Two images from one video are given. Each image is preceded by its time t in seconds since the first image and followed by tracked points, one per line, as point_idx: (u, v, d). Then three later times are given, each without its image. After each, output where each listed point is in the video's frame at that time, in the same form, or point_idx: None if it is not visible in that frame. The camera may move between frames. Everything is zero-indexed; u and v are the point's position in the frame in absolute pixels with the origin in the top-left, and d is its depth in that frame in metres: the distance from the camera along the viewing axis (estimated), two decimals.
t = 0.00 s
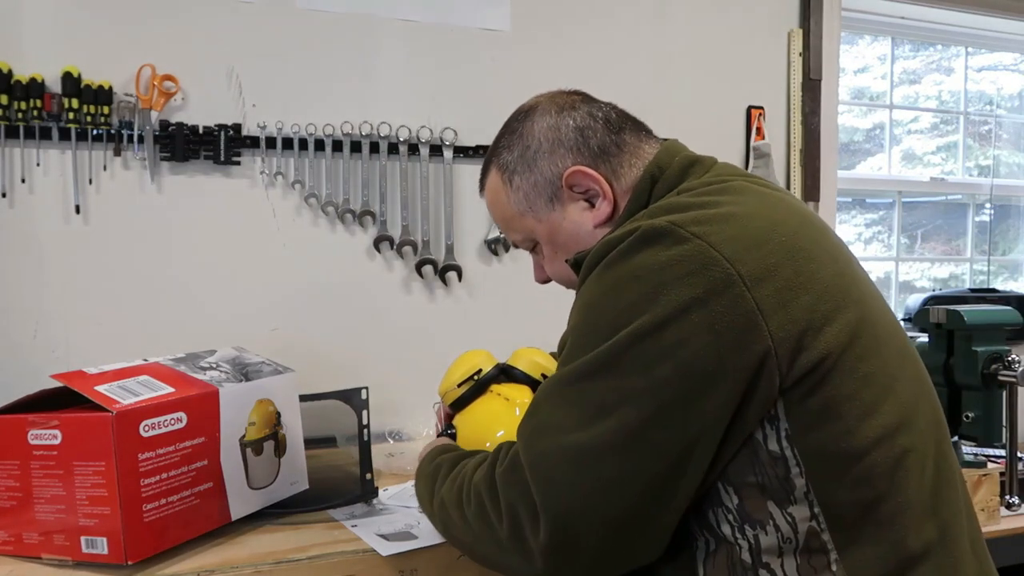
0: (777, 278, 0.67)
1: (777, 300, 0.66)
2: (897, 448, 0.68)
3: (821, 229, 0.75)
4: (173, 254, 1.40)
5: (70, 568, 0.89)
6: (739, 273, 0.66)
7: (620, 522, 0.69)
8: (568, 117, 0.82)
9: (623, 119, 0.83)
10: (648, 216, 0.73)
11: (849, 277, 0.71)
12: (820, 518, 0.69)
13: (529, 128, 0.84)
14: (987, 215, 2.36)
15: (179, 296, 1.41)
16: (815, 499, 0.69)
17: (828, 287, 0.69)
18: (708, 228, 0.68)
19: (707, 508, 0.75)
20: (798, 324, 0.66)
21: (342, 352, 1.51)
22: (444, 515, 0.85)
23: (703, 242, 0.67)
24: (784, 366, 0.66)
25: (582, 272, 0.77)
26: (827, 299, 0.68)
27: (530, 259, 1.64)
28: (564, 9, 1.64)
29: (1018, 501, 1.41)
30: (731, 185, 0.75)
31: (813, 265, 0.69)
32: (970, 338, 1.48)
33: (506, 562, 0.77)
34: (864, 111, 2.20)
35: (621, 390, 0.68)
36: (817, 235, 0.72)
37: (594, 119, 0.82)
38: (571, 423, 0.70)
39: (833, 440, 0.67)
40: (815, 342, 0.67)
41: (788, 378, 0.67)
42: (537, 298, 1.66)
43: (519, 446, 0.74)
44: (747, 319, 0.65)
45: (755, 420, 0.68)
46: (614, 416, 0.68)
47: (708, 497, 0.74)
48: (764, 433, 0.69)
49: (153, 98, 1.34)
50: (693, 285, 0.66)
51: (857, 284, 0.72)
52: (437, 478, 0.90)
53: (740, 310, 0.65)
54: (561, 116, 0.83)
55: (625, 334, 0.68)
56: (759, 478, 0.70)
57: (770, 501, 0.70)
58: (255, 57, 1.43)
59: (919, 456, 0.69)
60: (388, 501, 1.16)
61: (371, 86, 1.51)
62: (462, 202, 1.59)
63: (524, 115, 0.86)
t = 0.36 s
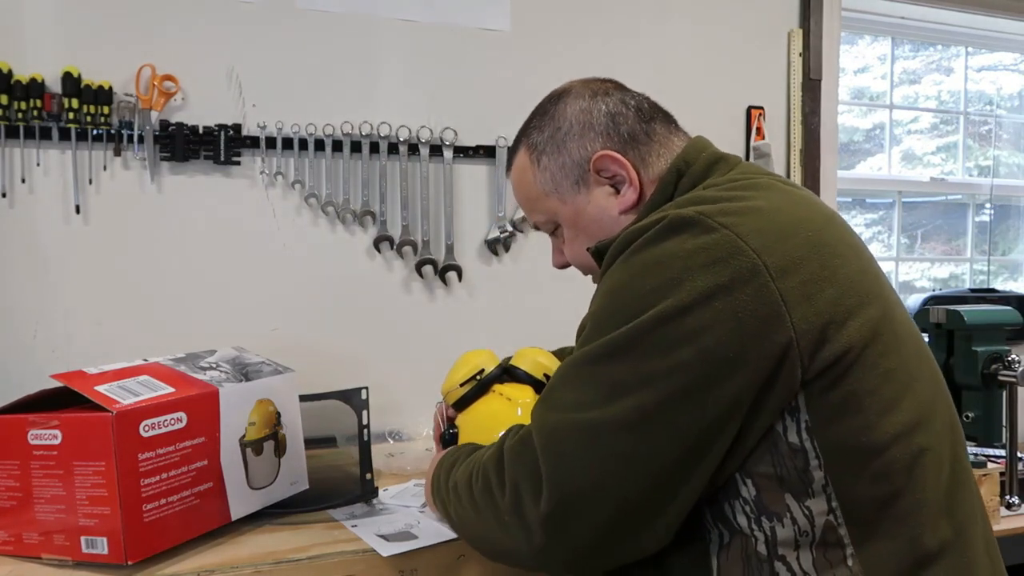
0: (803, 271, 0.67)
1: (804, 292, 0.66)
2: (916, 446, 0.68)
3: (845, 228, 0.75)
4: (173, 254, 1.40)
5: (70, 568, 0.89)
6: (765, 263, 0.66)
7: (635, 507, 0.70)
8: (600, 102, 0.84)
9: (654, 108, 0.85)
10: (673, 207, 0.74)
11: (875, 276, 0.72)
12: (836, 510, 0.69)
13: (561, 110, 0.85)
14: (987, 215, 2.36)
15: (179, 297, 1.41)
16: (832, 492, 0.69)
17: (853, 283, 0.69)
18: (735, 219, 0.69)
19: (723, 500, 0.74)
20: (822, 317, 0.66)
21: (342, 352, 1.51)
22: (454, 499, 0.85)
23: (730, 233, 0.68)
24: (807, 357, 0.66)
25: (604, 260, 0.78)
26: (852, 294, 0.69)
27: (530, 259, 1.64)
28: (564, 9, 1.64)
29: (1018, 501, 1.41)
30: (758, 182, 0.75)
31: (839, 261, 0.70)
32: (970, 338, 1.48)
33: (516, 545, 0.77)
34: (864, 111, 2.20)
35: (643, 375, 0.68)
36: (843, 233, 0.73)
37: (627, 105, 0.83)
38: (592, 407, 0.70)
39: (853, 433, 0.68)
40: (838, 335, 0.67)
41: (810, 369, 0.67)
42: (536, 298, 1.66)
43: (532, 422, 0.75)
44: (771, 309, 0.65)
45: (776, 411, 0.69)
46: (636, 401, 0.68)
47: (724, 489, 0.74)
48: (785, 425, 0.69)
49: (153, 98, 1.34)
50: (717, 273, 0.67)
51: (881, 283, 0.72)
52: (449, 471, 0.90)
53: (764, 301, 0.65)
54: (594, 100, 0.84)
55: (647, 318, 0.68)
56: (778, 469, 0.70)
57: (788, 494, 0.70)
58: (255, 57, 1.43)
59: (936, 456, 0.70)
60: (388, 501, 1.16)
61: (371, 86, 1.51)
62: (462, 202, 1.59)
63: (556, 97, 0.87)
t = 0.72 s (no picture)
0: (796, 276, 0.67)
1: (797, 298, 0.66)
2: (917, 445, 0.68)
3: (835, 234, 0.76)
4: (173, 253, 1.40)
5: (70, 568, 0.89)
6: (757, 271, 0.66)
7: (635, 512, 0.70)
8: (584, 127, 0.84)
9: (637, 129, 0.85)
10: (667, 219, 0.74)
11: (866, 282, 0.72)
12: (844, 513, 0.69)
13: (544, 138, 0.85)
14: (987, 215, 2.36)
15: (179, 296, 1.41)
16: (838, 495, 0.69)
17: (845, 288, 0.69)
18: (727, 230, 0.69)
19: (729, 506, 0.74)
20: (816, 322, 0.66)
21: (342, 353, 1.51)
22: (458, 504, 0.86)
23: (721, 242, 0.68)
24: (802, 362, 0.66)
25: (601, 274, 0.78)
26: (845, 299, 0.69)
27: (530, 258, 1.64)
28: (564, 9, 1.64)
29: (1018, 501, 1.41)
30: (749, 193, 0.76)
31: (830, 267, 0.70)
32: (970, 338, 1.48)
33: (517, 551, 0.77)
34: (864, 111, 2.20)
35: (639, 383, 0.68)
36: (833, 242, 0.73)
37: (611, 129, 0.84)
38: (589, 416, 0.71)
39: (854, 436, 0.68)
40: (833, 339, 0.67)
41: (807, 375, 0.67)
42: (536, 298, 1.66)
43: (530, 431, 0.75)
44: (765, 316, 0.65)
45: (776, 419, 0.68)
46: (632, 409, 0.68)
47: (729, 495, 0.74)
48: (785, 431, 0.69)
49: (153, 98, 1.35)
50: (710, 281, 0.67)
51: (872, 290, 0.73)
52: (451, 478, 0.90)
53: (758, 307, 0.66)
54: (577, 126, 0.84)
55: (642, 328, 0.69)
56: (781, 475, 0.70)
57: (794, 498, 0.71)
58: (255, 57, 1.43)
59: (937, 455, 0.69)
60: (388, 501, 1.16)
61: (371, 86, 1.51)
62: (462, 202, 1.59)
63: (538, 125, 0.87)
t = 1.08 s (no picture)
0: (790, 269, 0.67)
1: (790, 288, 0.67)
2: (910, 439, 0.68)
3: (834, 233, 0.76)
4: (173, 253, 1.40)
5: (70, 568, 0.89)
6: (753, 264, 0.67)
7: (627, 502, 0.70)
8: (589, 124, 0.84)
9: (642, 128, 0.86)
10: (665, 214, 0.75)
11: (863, 277, 0.72)
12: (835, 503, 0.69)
13: (550, 134, 0.85)
14: (987, 215, 2.36)
15: (180, 296, 1.41)
16: (827, 483, 0.69)
17: (840, 283, 0.69)
18: (724, 223, 0.69)
19: (721, 496, 0.74)
20: (810, 313, 0.66)
21: (342, 353, 1.51)
22: (455, 495, 0.86)
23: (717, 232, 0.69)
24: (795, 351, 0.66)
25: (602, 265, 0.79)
26: (841, 293, 0.69)
27: (530, 259, 1.64)
28: (565, 9, 1.64)
29: (1018, 501, 1.41)
30: (749, 190, 0.76)
31: (827, 261, 0.70)
32: (970, 338, 1.48)
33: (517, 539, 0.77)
34: (864, 111, 2.20)
35: (633, 371, 0.69)
36: (831, 239, 0.74)
37: (615, 126, 0.84)
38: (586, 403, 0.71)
39: (845, 427, 0.67)
40: (828, 331, 0.67)
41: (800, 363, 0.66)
42: (536, 299, 1.66)
43: (530, 420, 0.76)
44: (759, 307, 0.66)
45: (767, 409, 0.69)
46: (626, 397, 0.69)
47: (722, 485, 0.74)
48: (777, 421, 0.70)
49: (153, 98, 1.35)
50: (704, 270, 0.67)
51: (869, 286, 0.73)
52: (450, 475, 0.90)
53: (750, 297, 0.66)
54: (582, 123, 0.84)
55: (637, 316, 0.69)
56: (773, 465, 0.70)
57: (785, 488, 0.71)
58: (255, 57, 1.43)
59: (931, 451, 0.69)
60: (388, 501, 1.16)
61: (371, 86, 1.51)
62: (462, 202, 1.59)
63: (544, 122, 0.87)
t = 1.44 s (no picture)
0: (783, 261, 0.68)
1: (783, 280, 0.67)
2: (902, 431, 0.68)
3: (830, 226, 0.76)
4: (173, 253, 1.40)
5: (70, 568, 0.89)
6: (747, 255, 0.67)
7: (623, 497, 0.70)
8: (588, 116, 0.84)
9: (643, 120, 0.85)
10: (661, 205, 0.75)
11: (858, 270, 0.72)
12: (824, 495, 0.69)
13: (550, 127, 0.86)
14: (987, 215, 2.36)
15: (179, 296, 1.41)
16: (816, 476, 0.69)
17: (834, 275, 0.69)
18: (718, 214, 0.70)
19: (711, 487, 0.76)
20: (802, 305, 0.67)
21: (342, 353, 1.51)
22: (457, 490, 0.87)
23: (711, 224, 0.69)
24: (788, 343, 0.66)
25: (598, 258, 0.79)
26: (834, 285, 0.69)
27: (530, 259, 1.64)
28: (565, 9, 1.64)
29: (1018, 501, 1.41)
30: (745, 183, 0.77)
31: (821, 254, 0.70)
32: (970, 338, 1.48)
33: (514, 530, 0.78)
34: (864, 111, 2.20)
35: (628, 365, 0.69)
36: (826, 231, 0.74)
37: (615, 118, 0.84)
38: (580, 394, 0.71)
39: (835, 420, 0.67)
40: (819, 323, 0.67)
41: (792, 354, 0.67)
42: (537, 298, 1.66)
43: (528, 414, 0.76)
44: (751, 298, 0.66)
45: (758, 399, 0.69)
46: (619, 388, 0.69)
47: (712, 475, 0.75)
48: (767, 411, 0.70)
49: (153, 98, 1.35)
50: (697, 262, 0.67)
51: (864, 279, 0.73)
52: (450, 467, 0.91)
53: (743, 289, 0.66)
54: (583, 114, 0.84)
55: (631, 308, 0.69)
56: (762, 455, 0.71)
57: (774, 479, 0.71)
58: (255, 58, 1.43)
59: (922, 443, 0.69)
60: (388, 501, 1.16)
61: (371, 86, 1.51)
62: (462, 202, 1.59)
63: (546, 115, 0.88)
